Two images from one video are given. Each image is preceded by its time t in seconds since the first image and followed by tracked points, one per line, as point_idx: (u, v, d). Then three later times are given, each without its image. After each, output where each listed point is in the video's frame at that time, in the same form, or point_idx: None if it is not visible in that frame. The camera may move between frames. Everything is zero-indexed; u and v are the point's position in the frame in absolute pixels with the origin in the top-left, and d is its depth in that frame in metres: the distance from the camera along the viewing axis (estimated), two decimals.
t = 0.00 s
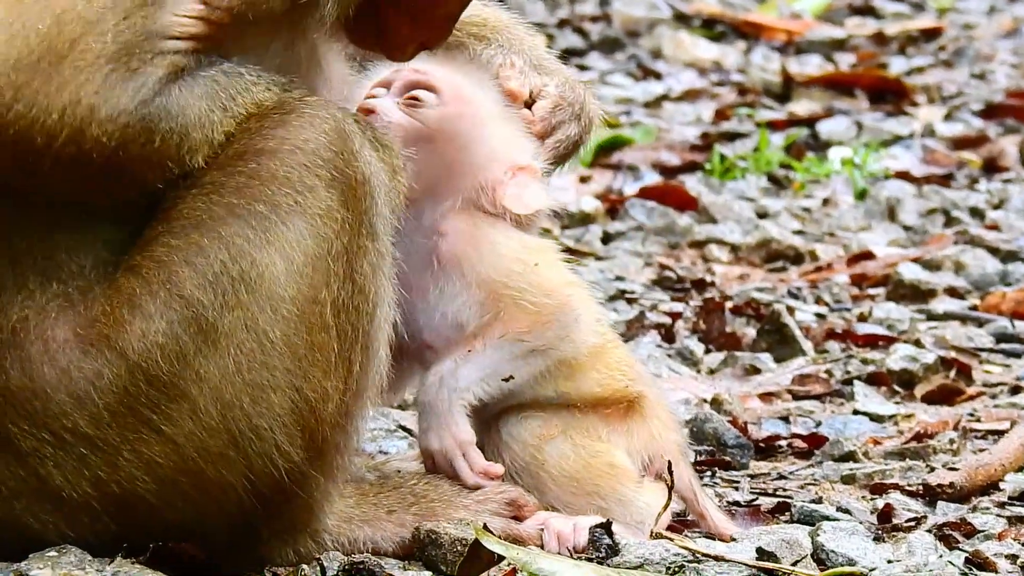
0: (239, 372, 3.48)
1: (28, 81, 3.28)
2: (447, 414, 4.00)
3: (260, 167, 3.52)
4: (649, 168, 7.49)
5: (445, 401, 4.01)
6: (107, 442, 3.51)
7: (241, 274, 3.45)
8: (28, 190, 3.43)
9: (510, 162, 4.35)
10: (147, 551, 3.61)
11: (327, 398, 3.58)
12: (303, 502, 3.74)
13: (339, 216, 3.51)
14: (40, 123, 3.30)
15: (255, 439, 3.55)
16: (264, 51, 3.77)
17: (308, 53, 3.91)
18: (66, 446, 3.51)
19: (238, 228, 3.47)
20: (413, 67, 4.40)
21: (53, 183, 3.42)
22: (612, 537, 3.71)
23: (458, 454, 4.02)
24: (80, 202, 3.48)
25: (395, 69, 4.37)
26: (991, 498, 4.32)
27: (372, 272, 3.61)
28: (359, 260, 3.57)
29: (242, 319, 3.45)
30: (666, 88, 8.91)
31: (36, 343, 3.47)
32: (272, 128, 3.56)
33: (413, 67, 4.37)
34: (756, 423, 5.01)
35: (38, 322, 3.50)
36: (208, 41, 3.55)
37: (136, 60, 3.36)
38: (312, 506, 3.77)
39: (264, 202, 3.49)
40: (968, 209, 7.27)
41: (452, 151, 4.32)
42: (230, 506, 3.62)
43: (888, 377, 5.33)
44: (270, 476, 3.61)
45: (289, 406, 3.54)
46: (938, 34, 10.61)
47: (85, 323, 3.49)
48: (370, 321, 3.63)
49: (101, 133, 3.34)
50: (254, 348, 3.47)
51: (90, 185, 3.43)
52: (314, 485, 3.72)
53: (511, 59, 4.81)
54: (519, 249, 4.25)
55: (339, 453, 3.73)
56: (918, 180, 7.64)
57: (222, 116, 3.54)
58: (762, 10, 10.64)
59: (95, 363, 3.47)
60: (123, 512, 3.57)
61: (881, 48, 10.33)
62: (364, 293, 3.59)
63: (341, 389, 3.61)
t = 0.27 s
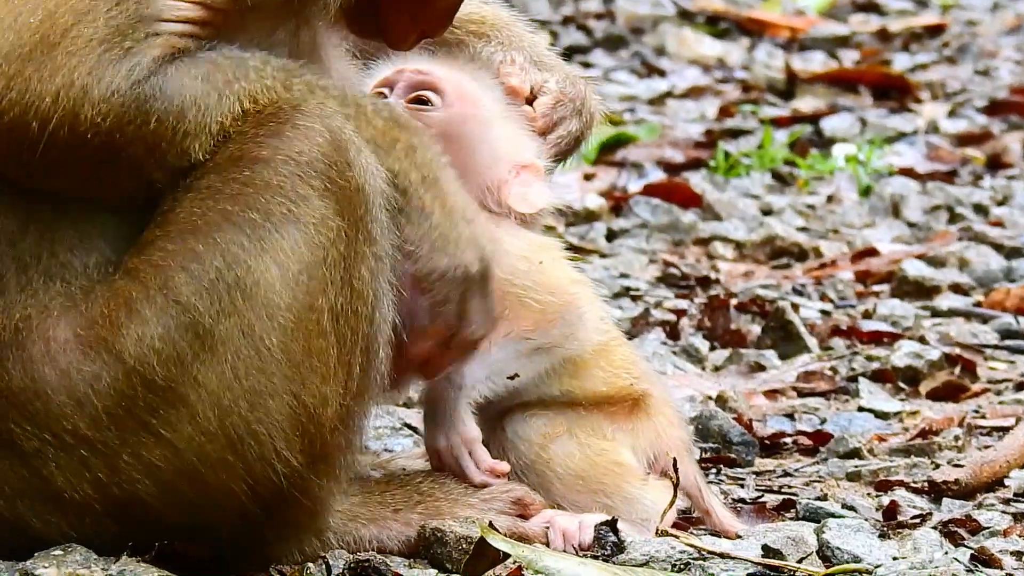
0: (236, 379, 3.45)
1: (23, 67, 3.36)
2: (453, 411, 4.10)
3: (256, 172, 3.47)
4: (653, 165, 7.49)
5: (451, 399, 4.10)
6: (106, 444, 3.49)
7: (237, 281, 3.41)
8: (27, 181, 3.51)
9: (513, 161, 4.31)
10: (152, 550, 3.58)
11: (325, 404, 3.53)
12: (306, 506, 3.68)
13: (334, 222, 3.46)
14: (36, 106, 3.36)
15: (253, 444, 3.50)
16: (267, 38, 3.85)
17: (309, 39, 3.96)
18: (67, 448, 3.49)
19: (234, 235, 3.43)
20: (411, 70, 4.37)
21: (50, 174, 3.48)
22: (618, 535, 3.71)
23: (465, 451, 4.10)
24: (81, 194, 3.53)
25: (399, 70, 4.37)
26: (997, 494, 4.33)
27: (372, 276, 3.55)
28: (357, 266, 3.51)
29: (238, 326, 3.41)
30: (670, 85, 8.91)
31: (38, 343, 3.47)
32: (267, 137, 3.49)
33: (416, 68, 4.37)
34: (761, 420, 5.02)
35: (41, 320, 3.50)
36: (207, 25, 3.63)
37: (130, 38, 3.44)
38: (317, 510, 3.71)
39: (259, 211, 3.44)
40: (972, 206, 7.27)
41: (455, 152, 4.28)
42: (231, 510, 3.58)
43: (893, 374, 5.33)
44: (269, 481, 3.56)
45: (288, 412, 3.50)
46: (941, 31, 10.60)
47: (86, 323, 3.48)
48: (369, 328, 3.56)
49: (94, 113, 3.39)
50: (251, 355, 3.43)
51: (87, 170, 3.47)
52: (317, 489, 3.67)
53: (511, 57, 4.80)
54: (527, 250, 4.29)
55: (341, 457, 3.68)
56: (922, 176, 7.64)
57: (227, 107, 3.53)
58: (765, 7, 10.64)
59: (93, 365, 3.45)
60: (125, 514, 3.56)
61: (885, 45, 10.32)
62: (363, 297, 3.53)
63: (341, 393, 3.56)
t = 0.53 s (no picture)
0: (241, 376, 3.46)
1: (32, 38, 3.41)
2: (453, 412, 4.12)
3: (261, 170, 3.50)
4: (656, 162, 7.49)
5: (450, 400, 4.14)
6: (111, 441, 3.48)
7: (242, 277, 3.43)
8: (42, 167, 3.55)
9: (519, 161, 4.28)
10: (156, 548, 3.57)
11: (330, 401, 3.55)
12: (310, 504, 3.69)
13: (339, 223, 3.48)
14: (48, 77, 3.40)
15: (258, 441, 3.52)
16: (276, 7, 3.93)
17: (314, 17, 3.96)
18: (72, 445, 3.48)
19: (239, 232, 3.45)
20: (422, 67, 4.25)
21: (65, 156, 3.51)
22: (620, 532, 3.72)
23: (462, 455, 4.10)
24: (99, 175, 3.58)
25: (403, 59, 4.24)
26: (999, 490, 4.33)
27: (376, 274, 3.58)
28: (362, 265, 3.54)
29: (244, 322, 3.43)
30: (672, 82, 8.91)
31: (44, 337, 3.47)
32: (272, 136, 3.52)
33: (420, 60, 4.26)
34: (764, 417, 5.02)
35: (48, 313, 3.50)
36: None
37: None
38: (320, 508, 3.73)
39: (264, 208, 3.46)
40: (974, 202, 7.27)
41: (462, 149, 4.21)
42: (236, 507, 3.58)
43: (895, 370, 5.33)
44: (273, 478, 3.57)
45: (293, 409, 3.52)
46: (943, 27, 10.60)
47: (90, 319, 3.48)
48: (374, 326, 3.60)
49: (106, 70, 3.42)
50: (256, 351, 3.45)
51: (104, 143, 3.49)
52: (321, 487, 3.68)
53: (518, 57, 4.78)
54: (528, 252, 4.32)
55: (345, 455, 3.69)
56: (924, 172, 7.64)
57: (241, 55, 3.54)
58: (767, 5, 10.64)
59: (98, 361, 3.45)
60: (129, 512, 3.54)
61: (887, 42, 10.32)
62: (368, 297, 3.56)
63: (345, 392, 3.58)
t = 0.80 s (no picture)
0: (241, 375, 3.45)
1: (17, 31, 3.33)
2: (457, 406, 3.97)
3: (261, 170, 3.46)
4: (658, 160, 7.49)
5: (454, 395, 3.98)
6: (111, 440, 3.47)
7: (242, 277, 3.41)
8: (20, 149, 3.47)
9: (518, 158, 4.34)
10: (156, 546, 3.56)
11: (330, 400, 3.55)
12: (311, 501, 3.69)
13: (341, 217, 3.47)
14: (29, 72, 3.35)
15: (258, 440, 3.51)
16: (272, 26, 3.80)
17: (317, 40, 3.92)
18: (72, 444, 3.47)
19: (239, 232, 3.43)
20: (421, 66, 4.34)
21: (43, 141, 3.44)
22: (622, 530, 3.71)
23: (468, 450, 4.00)
24: (83, 165, 3.50)
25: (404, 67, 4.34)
26: (1001, 489, 4.32)
27: (376, 270, 3.59)
28: (363, 261, 3.54)
29: (243, 322, 3.42)
30: (674, 80, 8.92)
31: (43, 336, 3.45)
32: (273, 133, 3.49)
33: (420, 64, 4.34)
34: (765, 415, 5.02)
35: (47, 313, 3.47)
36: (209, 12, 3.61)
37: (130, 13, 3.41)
38: (318, 506, 3.72)
39: (264, 207, 3.44)
40: (976, 201, 7.27)
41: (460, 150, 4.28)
42: (236, 507, 3.58)
43: (897, 369, 5.32)
44: (273, 477, 3.56)
45: (293, 409, 3.51)
46: (945, 26, 10.60)
47: (90, 318, 3.45)
48: (373, 321, 3.59)
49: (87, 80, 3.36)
50: (257, 350, 3.44)
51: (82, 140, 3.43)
52: (320, 485, 3.67)
53: (520, 52, 4.79)
54: (530, 243, 4.20)
55: (344, 453, 3.68)
56: (926, 171, 7.64)
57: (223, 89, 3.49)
58: (769, 4, 10.64)
59: (97, 361, 3.43)
60: (129, 511, 3.54)
61: (889, 41, 10.32)
62: (367, 292, 3.57)
63: (345, 390, 3.58)
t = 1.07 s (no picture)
0: (234, 383, 3.37)
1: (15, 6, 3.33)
2: (457, 406, 3.94)
3: (253, 185, 3.38)
4: (657, 159, 7.50)
5: (456, 395, 3.94)
6: (105, 442, 3.42)
7: (234, 288, 3.32)
8: None
9: (523, 156, 4.33)
10: (156, 544, 3.51)
11: (325, 406, 3.48)
12: (307, 504, 3.64)
13: (334, 228, 3.38)
14: None
15: (253, 446, 3.44)
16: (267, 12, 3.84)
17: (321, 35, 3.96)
18: (68, 445, 3.42)
19: (232, 243, 3.34)
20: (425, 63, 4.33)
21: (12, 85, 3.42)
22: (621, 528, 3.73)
23: (469, 447, 3.97)
24: (52, 112, 3.46)
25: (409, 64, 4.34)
26: (1000, 487, 4.32)
27: (372, 272, 3.51)
28: (359, 265, 3.46)
29: (236, 332, 3.34)
30: (673, 79, 8.92)
31: (40, 338, 3.38)
32: (264, 149, 3.40)
33: (426, 62, 4.34)
34: (765, 414, 5.02)
35: (45, 313, 3.41)
36: None
37: None
38: (316, 507, 3.67)
39: (256, 220, 3.35)
40: (975, 199, 7.27)
41: (465, 148, 4.26)
42: (232, 511, 3.53)
43: (896, 367, 5.33)
44: (269, 482, 3.51)
45: (287, 416, 3.44)
46: (944, 24, 10.60)
47: (86, 321, 3.38)
48: (369, 324, 3.52)
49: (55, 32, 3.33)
50: (250, 359, 3.36)
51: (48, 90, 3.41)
52: (317, 487, 3.62)
53: (529, 48, 4.81)
54: (531, 244, 4.19)
55: (340, 457, 3.63)
56: (925, 170, 7.64)
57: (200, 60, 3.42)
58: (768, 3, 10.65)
59: (91, 364, 3.37)
60: (125, 514, 3.50)
61: (888, 39, 10.32)
62: (364, 296, 3.49)
63: (340, 395, 3.51)
